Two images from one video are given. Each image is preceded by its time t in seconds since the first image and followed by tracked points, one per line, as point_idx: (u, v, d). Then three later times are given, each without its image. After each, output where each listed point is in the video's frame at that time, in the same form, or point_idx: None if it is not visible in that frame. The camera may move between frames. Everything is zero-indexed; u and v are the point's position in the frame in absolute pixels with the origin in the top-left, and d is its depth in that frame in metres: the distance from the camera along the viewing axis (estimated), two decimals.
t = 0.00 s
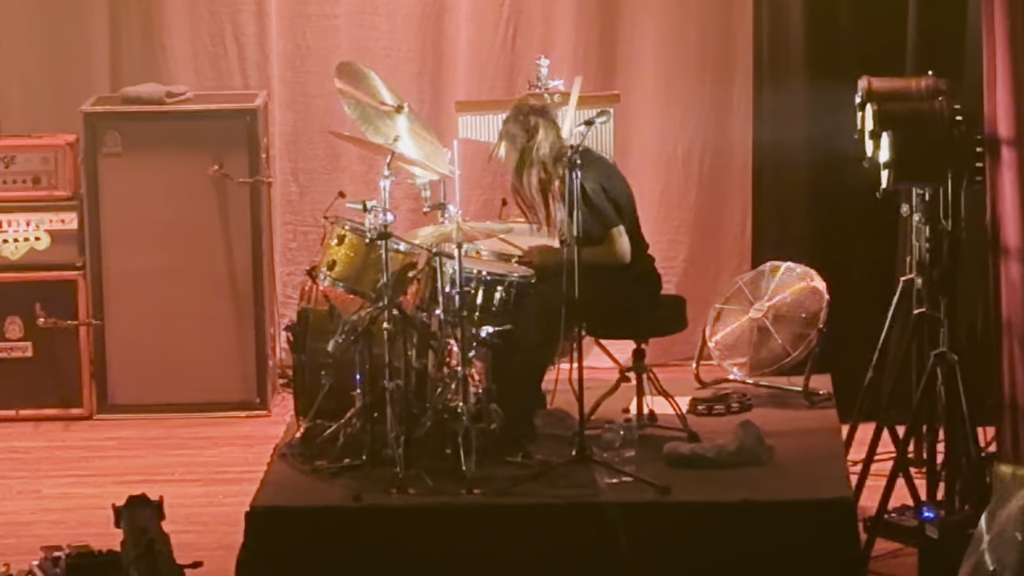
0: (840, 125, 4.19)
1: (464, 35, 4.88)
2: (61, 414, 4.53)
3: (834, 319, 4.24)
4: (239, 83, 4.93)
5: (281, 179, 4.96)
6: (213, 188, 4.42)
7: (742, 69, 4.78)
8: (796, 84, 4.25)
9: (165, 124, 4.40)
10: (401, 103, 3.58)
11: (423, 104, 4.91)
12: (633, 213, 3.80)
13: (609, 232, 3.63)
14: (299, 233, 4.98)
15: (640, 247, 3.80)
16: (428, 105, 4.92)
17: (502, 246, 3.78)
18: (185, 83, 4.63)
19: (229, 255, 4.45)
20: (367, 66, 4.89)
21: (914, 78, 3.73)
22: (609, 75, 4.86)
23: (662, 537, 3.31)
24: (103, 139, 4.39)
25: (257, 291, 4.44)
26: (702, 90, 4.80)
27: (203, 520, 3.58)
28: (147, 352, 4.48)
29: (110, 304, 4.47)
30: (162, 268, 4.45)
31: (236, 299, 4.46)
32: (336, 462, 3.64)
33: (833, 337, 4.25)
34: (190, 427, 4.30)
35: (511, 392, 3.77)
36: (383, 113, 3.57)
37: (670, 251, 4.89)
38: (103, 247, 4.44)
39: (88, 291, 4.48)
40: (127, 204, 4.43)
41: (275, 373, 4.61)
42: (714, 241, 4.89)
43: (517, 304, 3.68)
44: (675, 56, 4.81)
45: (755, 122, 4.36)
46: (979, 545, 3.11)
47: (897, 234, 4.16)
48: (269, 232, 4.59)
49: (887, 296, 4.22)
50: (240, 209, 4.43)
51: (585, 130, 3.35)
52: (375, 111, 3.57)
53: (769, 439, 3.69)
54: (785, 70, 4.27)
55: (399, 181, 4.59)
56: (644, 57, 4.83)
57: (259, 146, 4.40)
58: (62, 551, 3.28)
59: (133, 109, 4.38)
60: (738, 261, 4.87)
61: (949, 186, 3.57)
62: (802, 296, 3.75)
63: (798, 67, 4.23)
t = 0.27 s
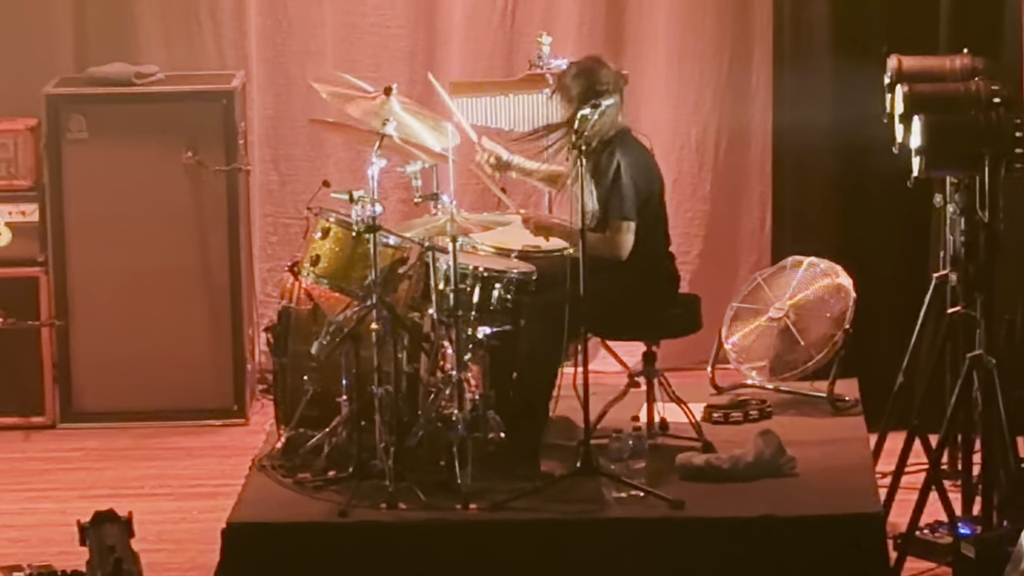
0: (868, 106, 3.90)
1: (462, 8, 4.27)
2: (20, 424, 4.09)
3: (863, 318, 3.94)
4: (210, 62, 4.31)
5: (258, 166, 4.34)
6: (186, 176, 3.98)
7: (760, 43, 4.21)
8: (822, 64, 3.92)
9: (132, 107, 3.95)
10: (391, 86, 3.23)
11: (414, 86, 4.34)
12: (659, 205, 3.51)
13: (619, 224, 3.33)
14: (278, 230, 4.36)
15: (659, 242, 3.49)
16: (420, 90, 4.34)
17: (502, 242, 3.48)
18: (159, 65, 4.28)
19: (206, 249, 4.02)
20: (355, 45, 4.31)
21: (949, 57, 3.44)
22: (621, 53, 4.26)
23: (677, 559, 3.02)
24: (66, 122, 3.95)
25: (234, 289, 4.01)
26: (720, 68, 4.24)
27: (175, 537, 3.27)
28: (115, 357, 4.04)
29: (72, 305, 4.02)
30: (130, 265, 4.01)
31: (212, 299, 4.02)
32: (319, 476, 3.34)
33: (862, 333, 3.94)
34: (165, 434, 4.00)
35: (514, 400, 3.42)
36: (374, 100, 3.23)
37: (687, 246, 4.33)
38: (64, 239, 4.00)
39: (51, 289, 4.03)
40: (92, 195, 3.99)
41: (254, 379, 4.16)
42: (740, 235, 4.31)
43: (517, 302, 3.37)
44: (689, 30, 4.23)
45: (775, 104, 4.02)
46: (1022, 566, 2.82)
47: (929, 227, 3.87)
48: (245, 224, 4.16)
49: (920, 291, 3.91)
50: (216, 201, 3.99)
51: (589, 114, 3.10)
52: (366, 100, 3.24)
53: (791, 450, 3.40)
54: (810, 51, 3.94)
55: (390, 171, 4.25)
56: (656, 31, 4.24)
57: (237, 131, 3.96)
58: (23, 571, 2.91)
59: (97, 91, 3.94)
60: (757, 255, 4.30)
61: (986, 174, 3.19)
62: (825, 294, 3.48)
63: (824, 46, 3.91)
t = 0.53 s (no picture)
0: (882, 99, 3.76)
1: None
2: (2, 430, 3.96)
3: (878, 317, 3.82)
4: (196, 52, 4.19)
5: (248, 162, 4.18)
6: (173, 171, 3.84)
7: (771, 32, 4.06)
8: (834, 54, 3.79)
9: (116, 99, 3.82)
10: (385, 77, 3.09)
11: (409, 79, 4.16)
12: (668, 203, 3.36)
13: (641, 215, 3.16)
14: (269, 228, 4.19)
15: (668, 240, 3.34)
16: (417, 81, 4.15)
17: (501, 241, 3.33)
18: (145, 58, 4.13)
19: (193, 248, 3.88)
20: (348, 35, 4.13)
21: (968, 48, 3.25)
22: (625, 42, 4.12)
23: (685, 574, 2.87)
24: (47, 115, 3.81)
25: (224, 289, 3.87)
26: (728, 58, 4.07)
27: (159, 548, 3.13)
28: (98, 360, 3.90)
29: (54, 305, 3.88)
30: (114, 264, 3.87)
31: (200, 300, 3.89)
32: (309, 485, 3.19)
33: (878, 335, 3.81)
34: (152, 441, 3.86)
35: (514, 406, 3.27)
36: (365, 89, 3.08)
37: (694, 244, 4.17)
38: (46, 239, 3.85)
39: (31, 291, 3.88)
40: (74, 191, 3.85)
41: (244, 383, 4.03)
42: (749, 233, 4.16)
43: (517, 303, 3.21)
44: (697, 19, 4.07)
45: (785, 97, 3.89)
46: None
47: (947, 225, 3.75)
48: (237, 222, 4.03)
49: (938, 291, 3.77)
50: (204, 196, 3.85)
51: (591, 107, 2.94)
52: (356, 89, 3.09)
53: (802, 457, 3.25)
54: (822, 39, 3.82)
55: (384, 166, 4.10)
56: (663, 19, 4.09)
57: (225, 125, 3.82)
58: None
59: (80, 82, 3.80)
60: (768, 254, 4.15)
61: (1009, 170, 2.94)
62: (839, 296, 3.35)
63: (836, 35, 3.78)
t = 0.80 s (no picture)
0: (889, 100, 3.71)
1: None
2: None
3: (883, 320, 3.78)
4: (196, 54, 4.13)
5: (246, 164, 4.10)
6: (168, 174, 3.79)
7: (777, 32, 3.97)
8: (840, 55, 3.72)
9: (112, 100, 3.77)
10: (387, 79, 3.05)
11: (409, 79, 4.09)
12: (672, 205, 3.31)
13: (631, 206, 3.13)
14: (268, 229, 4.13)
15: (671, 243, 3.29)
16: (417, 81, 4.08)
17: (504, 243, 3.28)
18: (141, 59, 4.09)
19: (189, 251, 3.83)
20: (346, 37, 4.07)
21: (975, 49, 3.19)
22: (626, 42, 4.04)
23: None
24: (42, 117, 3.76)
25: (221, 293, 3.83)
26: (733, 59, 3.98)
27: (155, 554, 3.08)
28: (94, 365, 3.86)
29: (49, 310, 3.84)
30: (110, 266, 3.83)
31: (197, 303, 3.84)
32: (307, 493, 3.14)
33: (881, 339, 3.77)
34: (150, 446, 3.82)
35: (514, 412, 3.21)
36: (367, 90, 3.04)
37: (697, 247, 4.08)
38: (41, 240, 3.82)
39: (25, 292, 3.85)
40: (68, 194, 3.81)
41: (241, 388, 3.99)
42: (753, 237, 4.07)
43: (518, 308, 3.15)
44: (700, 18, 3.97)
45: (791, 99, 3.81)
46: None
47: (955, 227, 3.70)
48: (234, 225, 3.99)
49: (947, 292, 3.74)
50: (200, 200, 3.81)
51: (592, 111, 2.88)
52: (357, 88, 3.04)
53: (807, 464, 3.21)
54: (828, 40, 3.73)
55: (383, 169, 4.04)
56: (665, 18, 4.00)
57: (221, 128, 3.78)
58: None
59: (74, 83, 3.75)
60: (773, 259, 4.06)
61: (1015, 172, 2.91)
62: (845, 300, 3.30)
63: (842, 35, 3.71)
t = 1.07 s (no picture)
0: (893, 105, 3.69)
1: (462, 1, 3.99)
2: None
3: (888, 326, 3.75)
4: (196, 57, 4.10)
5: (246, 166, 4.07)
6: (167, 178, 3.77)
7: (781, 34, 3.93)
8: (845, 59, 3.71)
9: (111, 104, 3.75)
10: (385, 83, 3.07)
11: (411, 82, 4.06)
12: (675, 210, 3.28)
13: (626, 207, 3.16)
14: (268, 232, 4.09)
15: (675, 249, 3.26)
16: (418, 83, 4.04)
17: (505, 247, 3.26)
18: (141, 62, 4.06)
19: (188, 256, 3.81)
20: (347, 39, 4.04)
21: (980, 53, 3.17)
22: (629, 46, 3.99)
23: None
24: (40, 121, 3.74)
25: (220, 297, 3.80)
26: (737, 62, 3.95)
27: (154, 562, 3.06)
28: (93, 370, 3.83)
29: (47, 314, 3.82)
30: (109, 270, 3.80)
31: (196, 308, 3.81)
32: (307, 500, 3.12)
33: (886, 344, 3.75)
34: (149, 452, 3.79)
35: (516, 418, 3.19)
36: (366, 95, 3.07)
37: (701, 252, 4.05)
38: (40, 245, 3.79)
39: (23, 295, 3.82)
40: (67, 199, 3.78)
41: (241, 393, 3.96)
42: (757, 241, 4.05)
43: (519, 316, 3.11)
44: (703, 22, 3.95)
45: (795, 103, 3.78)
46: None
47: (960, 232, 3.68)
48: (234, 229, 3.96)
49: (951, 297, 3.71)
50: (200, 204, 3.79)
51: (596, 112, 2.90)
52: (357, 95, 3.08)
53: (811, 471, 3.18)
54: (833, 44, 3.73)
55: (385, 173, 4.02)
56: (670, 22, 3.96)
57: (221, 131, 3.75)
58: None
59: (72, 87, 3.73)
60: (776, 264, 4.02)
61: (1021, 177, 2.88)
62: (850, 306, 3.28)
63: (847, 39, 3.70)
